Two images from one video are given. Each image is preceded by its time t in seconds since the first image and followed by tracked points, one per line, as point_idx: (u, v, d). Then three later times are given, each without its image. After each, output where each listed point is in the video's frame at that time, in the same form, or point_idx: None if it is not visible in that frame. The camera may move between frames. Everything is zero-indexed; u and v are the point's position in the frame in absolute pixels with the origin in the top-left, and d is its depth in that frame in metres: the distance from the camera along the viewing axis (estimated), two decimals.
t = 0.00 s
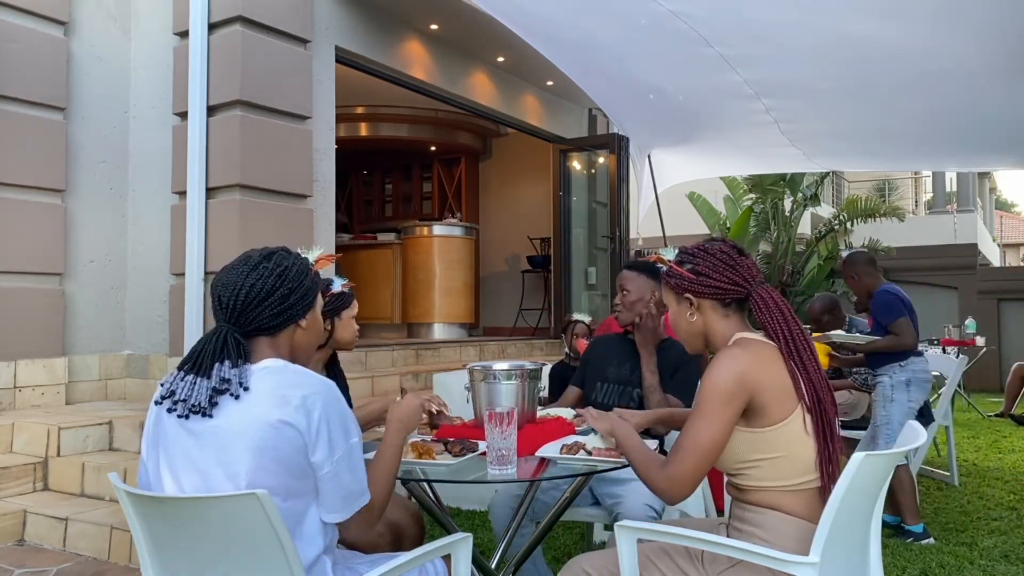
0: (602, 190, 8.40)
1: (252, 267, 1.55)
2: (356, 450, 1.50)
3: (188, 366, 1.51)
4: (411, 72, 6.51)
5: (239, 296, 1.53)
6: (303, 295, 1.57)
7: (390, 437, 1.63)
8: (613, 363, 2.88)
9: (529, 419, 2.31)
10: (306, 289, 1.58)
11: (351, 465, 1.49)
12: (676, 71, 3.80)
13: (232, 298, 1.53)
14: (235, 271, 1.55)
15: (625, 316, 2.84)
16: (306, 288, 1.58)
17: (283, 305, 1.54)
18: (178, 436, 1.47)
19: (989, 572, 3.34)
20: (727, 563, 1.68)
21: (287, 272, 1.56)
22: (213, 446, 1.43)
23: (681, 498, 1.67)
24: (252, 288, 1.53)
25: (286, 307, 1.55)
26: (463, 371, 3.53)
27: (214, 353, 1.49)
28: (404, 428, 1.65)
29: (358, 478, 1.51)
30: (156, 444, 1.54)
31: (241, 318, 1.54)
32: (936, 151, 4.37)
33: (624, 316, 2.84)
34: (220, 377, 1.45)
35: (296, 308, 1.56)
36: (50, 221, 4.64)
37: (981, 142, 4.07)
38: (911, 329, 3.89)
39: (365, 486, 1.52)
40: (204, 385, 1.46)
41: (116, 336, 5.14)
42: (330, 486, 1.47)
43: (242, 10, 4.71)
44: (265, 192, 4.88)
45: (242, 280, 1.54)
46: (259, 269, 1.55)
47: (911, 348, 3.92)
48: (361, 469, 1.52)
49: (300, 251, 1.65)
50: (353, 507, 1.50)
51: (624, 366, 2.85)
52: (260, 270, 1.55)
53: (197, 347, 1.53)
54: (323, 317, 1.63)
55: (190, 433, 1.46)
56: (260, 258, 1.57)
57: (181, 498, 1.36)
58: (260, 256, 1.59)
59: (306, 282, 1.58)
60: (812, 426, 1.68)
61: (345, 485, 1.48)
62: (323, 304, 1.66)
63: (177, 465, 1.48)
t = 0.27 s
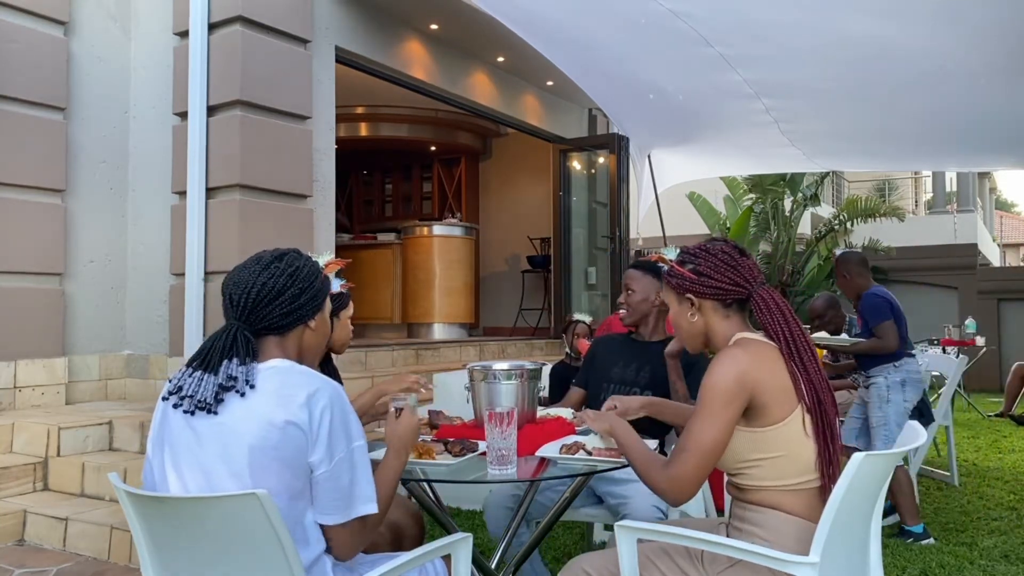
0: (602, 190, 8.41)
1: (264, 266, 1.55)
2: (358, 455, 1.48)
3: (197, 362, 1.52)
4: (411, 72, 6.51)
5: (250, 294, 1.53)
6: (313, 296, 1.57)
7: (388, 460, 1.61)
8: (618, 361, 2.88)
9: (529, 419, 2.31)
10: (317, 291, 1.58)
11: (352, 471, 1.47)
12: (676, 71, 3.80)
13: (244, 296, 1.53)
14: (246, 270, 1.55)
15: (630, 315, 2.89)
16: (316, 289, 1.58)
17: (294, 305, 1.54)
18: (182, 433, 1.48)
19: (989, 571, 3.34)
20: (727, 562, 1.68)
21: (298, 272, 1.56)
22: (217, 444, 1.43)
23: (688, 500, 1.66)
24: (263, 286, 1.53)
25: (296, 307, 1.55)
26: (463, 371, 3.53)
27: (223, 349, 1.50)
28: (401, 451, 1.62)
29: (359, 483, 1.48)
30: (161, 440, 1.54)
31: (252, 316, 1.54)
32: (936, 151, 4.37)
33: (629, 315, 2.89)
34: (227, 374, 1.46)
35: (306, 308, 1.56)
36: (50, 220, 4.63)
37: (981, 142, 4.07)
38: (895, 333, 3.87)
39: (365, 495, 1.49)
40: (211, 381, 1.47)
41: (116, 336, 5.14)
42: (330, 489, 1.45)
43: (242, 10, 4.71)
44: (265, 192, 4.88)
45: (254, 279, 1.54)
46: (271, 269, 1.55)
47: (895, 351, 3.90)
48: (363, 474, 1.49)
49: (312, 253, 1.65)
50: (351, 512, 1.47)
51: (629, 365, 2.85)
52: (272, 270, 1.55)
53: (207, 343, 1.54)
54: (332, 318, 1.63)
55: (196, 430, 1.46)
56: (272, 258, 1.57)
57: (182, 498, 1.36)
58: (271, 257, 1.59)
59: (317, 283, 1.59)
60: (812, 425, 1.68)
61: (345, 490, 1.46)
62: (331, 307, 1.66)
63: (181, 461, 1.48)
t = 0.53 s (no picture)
0: (602, 190, 8.41)
1: (271, 266, 1.55)
2: (361, 456, 1.48)
3: (202, 358, 1.52)
4: (411, 72, 6.51)
5: (257, 293, 1.52)
6: (319, 297, 1.57)
7: (392, 466, 1.62)
8: (619, 360, 2.89)
9: (529, 419, 2.31)
10: (323, 292, 1.58)
11: (354, 473, 1.47)
12: (676, 71, 3.80)
13: (250, 295, 1.53)
14: (253, 270, 1.55)
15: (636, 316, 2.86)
16: (322, 290, 1.58)
17: (300, 305, 1.54)
18: (186, 430, 1.48)
19: (989, 571, 3.34)
20: (726, 563, 1.68)
21: (304, 273, 1.56)
22: (220, 442, 1.43)
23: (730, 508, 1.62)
24: (269, 286, 1.53)
25: (302, 307, 1.55)
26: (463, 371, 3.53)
27: (228, 348, 1.50)
28: (404, 456, 1.62)
29: (362, 484, 1.48)
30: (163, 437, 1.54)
31: (258, 315, 1.53)
32: (937, 151, 4.37)
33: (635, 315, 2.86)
34: (231, 372, 1.46)
35: (312, 308, 1.56)
36: (50, 220, 4.63)
37: (981, 142, 4.08)
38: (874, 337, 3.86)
39: (365, 499, 1.48)
40: (216, 379, 1.46)
41: (116, 336, 5.14)
42: (331, 491, 1.45)
43: (242, 10, 4.71)
44: (265, 192, 4.88)
45: (261, 278, 1.53)
46: (278, 268, 1.55)
47: (874, 357, 3.89)
48: (366, 476, 1.48)
49: (319, 254, 1.65)
50: (352, 515, 1.47)
51: (630, 363, 2.85)
52: (280, 269, 1.55)
53: (213, 341, 1.53)
54: (337, 319, 1.63)
55: (199, 428, 1.46)
56: (279, 258, 1.57)
57: (182, 497, 1.36)
58: (279, 256, 1.59)
59: (322, 284, 1.59)
60: (813, 425, 1.69)
61: (346, 492, 1.46)
62: (337, 309, 1.66)
63: (184, 459, 1.48)
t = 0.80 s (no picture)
0: (602, 190, 8.41)
1: (272, 266, 1.55)
2: (362, 456, 1.48)
3: (203, 358, 1.52)
4: (411, 72, 6.51)
5: (257, 293, 1.52)
6: (319, 297, 1.57)
7: (394, 465, 1.61)
8: (618, 360, 2.88)
9: (529, 418, 2.31)
10: (323, 292, 1.58)
11: (354, 472, 1.47)
12: (676, 71, 3.80)
13: (250, 295, 1.53)
14: (254, 270, 1.55)
15: (629, 316, 2.90)
16: (322, 291, 1.58)
17: (300, 305, 1.54)
18: (186, 429, 1.48)
19: (989, 572, 3.34)
20: (727, 563, 1.68)
21: (305, 273, 1.56)
22: (221, 441, 1.43)
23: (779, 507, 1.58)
24: (270, 286, 1.53)
25: (302, 307, 1.54)
26: (463, 371, 3.54)
27: (228, 348, 1.50)
28: (408, 454, 1.62)
29: (362, 484, 1.47)
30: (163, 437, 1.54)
31: (258, 315, 1.53)
32: (937, 151, 4.37)
33: (628, 316, 2.90)
34: (232, 372, 1.46)
35: (312, 309, 1.56)
36: (50, 220, 4.63)
37: (981, 142, 4.08)
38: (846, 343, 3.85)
39: (366, 497, 1.48)
40: (216, 378, 1.47)
41: (116, 336, 5.13)
42: (331, 490, 1.45)
43: (242, 10, 4.71)
44: (265, 192, 4.88)
45: (261, 278, 1.54)
46: (279, 269, 1.55)
47: (850, 361, 3.90)
48: (368, 475, 1.48)
49: (320, 255, 1.65)
50: (352, 514, 1.47)
51: (629, 363, 2.85)
52: (280, 270, 1.55)
53: (212, 341, 1.53)
54: (338, 320, 1.63)
55: (199, 427, 1.46)
56: (279, 258, 1.57)
57: (182, 497, 1.36)
58: (279, 257, 1.59)
59: (323, 285, 1.58)
60: (818, 424, 1.69)
61: (346, 491, 1.46)
62: (337, 310, 1.66)
63: (184, 459, 1.48)
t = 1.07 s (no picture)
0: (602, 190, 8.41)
1: (270, 266, 1.55)
2: (363, 455, 1.48)
3: (202, 359, 1.52)
4: (411, 72, 6.51)
5: (254, 293, 1.52)
6: (317, 297, 1.57)
7: (396, 465, 1.61)
8: (617, 361, 2.88)
9: (529, 418, 2.31)
10: (321, 292, 1.58)
11: (355, 471, 1.47)
12: (676, 71, 3.80)
13: (248, 295, 1.53)
14: (252, 270, 1.55)
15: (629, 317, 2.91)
16: (320, 290, 1.58)
17: (298, 305, 1.54)
18: (185, 430, 1.48)
19: (989, 571, 3.34)
20: (727, 563, 1.68)
21: (303, 272, 1.56)
22: (220, 441, 1.43)
23: (776, 507, 1.58)
24: (268, 286, 1.53)
25: (300, 307, 1.54)
26: (463, 371, 3.53)
27: (226, 348, 1.50)
28: (410, 458, 1.62)
29: (363, 483, 1.47)
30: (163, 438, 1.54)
31: (256, 315, 1.53)
32: (937, 151, 4.37)
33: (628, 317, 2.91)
34: (231, 372, 1.46)
35: (311, 309, 1.56)
36: (50, 220, 4.63)
37: (981, 141, 4.08)
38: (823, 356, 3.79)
39: (368, 496, 1.48)
40: (215, 378, 1.46)
41: (116, 336, 5.13)
42: (331, 490, 1.45)
43: (242, 10, 4.71)
44: (265, 192, 4.88)
45: (260, 278, 1.54)
46: (276, 269, 1.55)
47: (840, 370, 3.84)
48: (369, 473, 1.48)
49: (319, 255, 1.65)
50: (353, 514, 1.47)
51: (629, 364, 2.85)
52: (278, 269, 1.55)
53: (210, 341, 1.53)
54: (336, 319, 1.63)
55: (199, 428, 1.46)
56: (277, 258, 1.57)
57: (182, 497, 1.36)
58: (278, 256, 1.59)
59: (321, 284, 1.58)
60: (820, 425, 1.68)
61: (346, 491, 1.46)
62: (336, 309, 1.66)
63: (184, 459, 1.48)
